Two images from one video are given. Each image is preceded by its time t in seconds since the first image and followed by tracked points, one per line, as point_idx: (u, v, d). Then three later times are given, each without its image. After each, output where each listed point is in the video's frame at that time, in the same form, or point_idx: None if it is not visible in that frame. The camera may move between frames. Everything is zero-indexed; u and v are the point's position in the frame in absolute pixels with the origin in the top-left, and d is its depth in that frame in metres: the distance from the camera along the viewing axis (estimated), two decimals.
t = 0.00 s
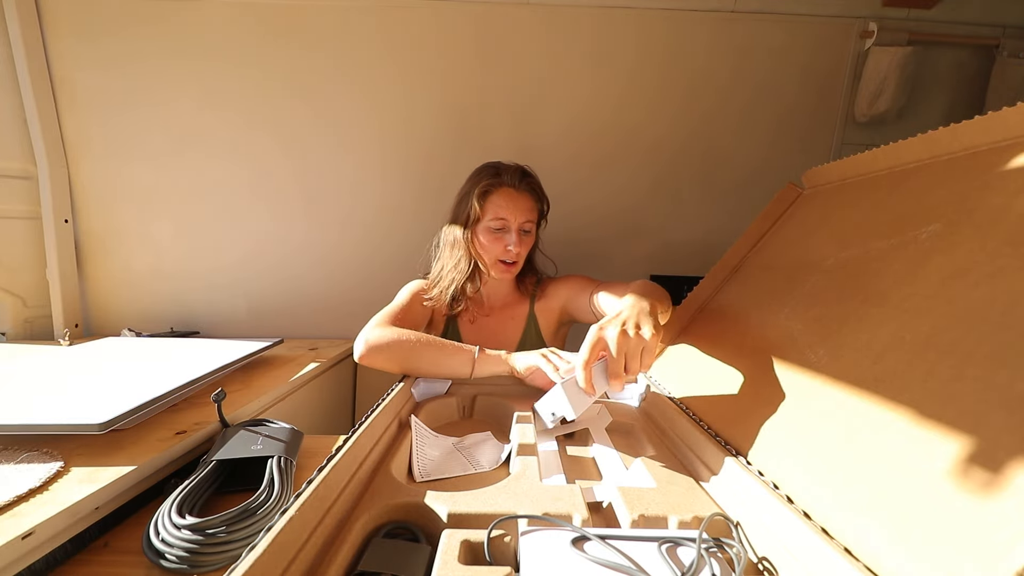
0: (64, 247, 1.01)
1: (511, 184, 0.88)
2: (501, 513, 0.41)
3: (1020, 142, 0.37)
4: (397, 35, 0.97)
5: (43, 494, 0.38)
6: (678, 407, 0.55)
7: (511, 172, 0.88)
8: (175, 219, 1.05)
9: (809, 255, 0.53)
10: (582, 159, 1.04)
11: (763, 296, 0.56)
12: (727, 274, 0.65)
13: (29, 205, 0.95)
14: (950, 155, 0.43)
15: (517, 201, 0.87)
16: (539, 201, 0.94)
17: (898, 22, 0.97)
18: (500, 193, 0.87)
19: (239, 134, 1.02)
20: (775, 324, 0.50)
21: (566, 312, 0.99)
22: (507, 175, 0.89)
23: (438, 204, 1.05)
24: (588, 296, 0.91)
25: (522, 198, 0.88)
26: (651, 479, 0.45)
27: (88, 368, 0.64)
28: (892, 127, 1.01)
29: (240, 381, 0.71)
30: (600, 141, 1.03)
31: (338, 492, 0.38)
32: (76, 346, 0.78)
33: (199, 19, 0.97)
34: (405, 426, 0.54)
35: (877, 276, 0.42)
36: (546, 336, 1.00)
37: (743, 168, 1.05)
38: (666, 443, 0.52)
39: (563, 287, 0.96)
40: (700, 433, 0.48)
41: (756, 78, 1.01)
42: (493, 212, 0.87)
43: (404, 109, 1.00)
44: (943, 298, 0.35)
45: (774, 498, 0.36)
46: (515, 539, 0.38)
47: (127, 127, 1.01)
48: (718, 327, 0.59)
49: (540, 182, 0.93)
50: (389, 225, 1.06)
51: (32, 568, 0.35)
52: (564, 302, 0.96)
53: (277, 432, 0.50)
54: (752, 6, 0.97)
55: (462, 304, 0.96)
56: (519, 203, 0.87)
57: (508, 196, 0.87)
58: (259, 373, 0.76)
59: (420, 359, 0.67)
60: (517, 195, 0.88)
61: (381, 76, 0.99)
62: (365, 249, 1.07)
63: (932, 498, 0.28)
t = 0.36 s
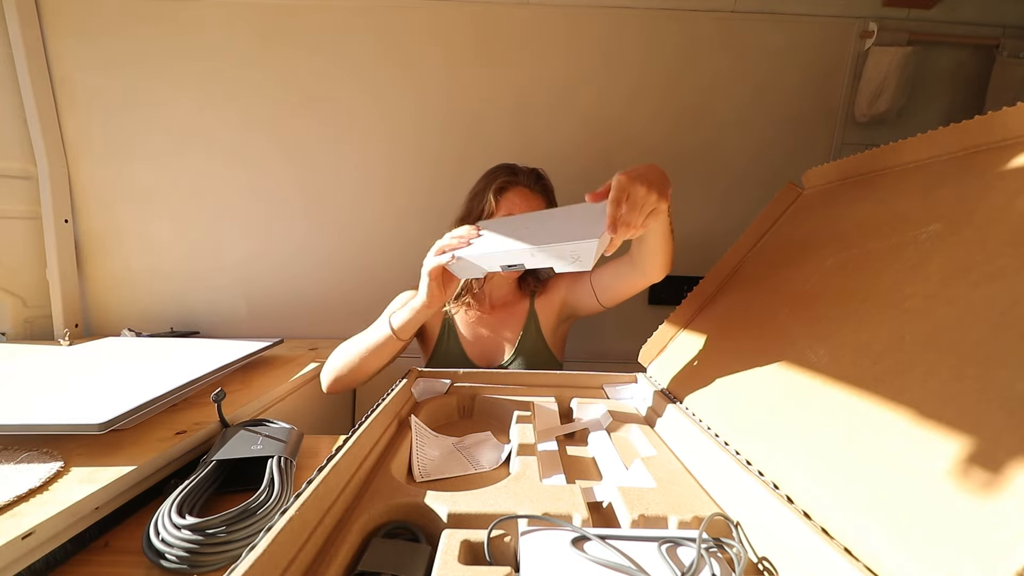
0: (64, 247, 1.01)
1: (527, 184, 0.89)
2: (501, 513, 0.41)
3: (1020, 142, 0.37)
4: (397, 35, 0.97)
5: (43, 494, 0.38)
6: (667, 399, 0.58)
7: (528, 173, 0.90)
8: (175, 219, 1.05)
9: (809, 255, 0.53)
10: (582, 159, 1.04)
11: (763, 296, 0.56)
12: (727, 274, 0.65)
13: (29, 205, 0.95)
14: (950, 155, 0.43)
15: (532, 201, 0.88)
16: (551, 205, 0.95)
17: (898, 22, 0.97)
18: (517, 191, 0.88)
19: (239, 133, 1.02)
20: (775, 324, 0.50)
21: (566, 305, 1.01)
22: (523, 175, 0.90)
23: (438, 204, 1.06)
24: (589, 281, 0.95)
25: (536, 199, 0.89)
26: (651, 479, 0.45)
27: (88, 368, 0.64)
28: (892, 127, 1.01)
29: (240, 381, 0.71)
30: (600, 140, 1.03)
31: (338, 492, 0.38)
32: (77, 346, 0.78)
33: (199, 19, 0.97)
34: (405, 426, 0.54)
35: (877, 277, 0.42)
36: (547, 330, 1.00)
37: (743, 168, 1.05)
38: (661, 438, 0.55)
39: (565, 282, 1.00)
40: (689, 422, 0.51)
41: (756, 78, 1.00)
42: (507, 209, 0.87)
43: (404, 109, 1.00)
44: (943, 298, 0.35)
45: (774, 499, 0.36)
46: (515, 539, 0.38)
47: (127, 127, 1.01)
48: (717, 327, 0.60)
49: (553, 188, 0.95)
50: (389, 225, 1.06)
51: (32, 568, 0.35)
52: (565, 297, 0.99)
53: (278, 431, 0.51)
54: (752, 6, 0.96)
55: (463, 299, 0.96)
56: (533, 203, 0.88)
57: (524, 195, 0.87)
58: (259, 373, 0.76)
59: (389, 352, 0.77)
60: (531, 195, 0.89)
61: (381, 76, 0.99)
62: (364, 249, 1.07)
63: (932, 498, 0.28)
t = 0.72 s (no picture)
0: (64, 247, 1.01)
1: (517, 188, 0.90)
2: (502, 513, 0.41)
3: (1020, 142, 0.37)
4: (397, 35, 0.97)
5: (42, 494, 0.38)
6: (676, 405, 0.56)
7: (518, 176, 0.90)
8: (175, 219, 1.05)
9: (810, 255, 0.53)
10: (582, 159, 1.04)
11: (763, 296, 0.56)
12: (727, 274, 0.65)
13: (29, 205, 0.95)
14: (950, 155, 0.43)
15: (520, 204, 0.89)
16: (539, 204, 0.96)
17: (898, 22, 0.97)
18: (505, 194, 0.88)
19: (239, 134, 1.01)
20: (775, 324, 0.50)
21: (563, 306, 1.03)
22: (512, 177, 0.90)
23: (438, 204, 1.06)
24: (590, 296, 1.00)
25: (526, 202, 0.90)
26: (651, 479, 0.45)
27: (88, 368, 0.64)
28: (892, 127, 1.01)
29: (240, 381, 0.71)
30: (600, 141, 1.03)
31: (338, 492, 0.38)
32: (77, 346, 0.78)
33: (200, 19, 0.97)
34: (405, 426, 0.54)
35: (877, 277, 0.42)
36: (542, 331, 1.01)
37: (743, 168, 1.05)
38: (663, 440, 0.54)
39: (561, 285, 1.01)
40: (690, 422, 0.51)
41: (756, 78, 1.00)
42: (498, 213, 0.88)
43: (405, 109, 1.00)
44: (943, 298, 0.35)
45: (774, 498, 0.36)
46: (515, 539, 0.38)
47: (127, 127, 1.01)
48: (718, 328, 0.60)
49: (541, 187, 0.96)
50: (389, 226, 1.06)
51: (31, 569, 0.35)
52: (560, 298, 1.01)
53: (279, 431, 0.51)
54: (752, 6, 0.96)
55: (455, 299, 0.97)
56: (523, 207, 0.89)
57: (514, 199, 0.88)
58: (259, 373, 0.76)
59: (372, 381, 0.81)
60: (522, 199, 0.90)
61: (381, 76, 0.99)
62: (365, 249, 1.07)
63: (932, 498, 0.28)
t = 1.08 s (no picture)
0: (64, 247, 1.01)
1: (494, 183, 0.90)
2: (502, 513, 0.41)
3: (1020, 142, 0.37)
4: (397, 35, 0.97)
5: (42, 494, 0.38)
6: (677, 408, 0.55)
7: (495, 171, 0.90)
8: (175, 219, 1.05)
9: (809, 255, 0.53)
10: (582, 159, 1.04)
11: (763, 296, 0.56)
12: (727, 274, 0.65)
13: (29, 205, 0.95)
14: (951, 155, 0.43)
15: (500, 200, 0.89)
16: (527, 199, 0.95)
17: (898, 22, 0.97)
18: (484, 192, 0.88)
19: (239, 133, 1.01)
20: (775, 324, 0.50)
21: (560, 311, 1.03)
22: (491, 174, 0.91)
23: (438, 204, 1.06)
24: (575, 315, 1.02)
25: (505, 196, 0.89)
26: (651, 479, 0.45)
27: (88, 368, 0.64)
28: (891, 127, 1.01)
29: (240, 381, 0.71)
30: (600, 140, 1.03)
31: (338, 492, 0.38)
32: (77, 346, 0.78)
33: (200, 19, 0.97)
34: (405, 426, 0.54)
35: (877, 277, 0.42)
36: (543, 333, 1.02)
37: (743, 168, 1.05)
38: (662, 439, 0.54)
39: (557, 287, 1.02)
40: (690, 422, 0.51)
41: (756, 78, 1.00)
42: (476, 211, 0.89)
43: (405, 109, 1.00)
44: (943, 298, 0.35)
45: (774, 498, 0.36)
46: (515, 539, 0.38)
47: (127, 127, 1.01)
48: (717, 327, 0.60)
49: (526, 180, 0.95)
50: (388, 226, 1.06)
51: (31, 569, 0.35)
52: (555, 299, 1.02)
53: (281, 431, 0.51)
54: (752, 6, 0.96)
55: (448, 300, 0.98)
56: (501, 201, 0.89)
57: (491, 195, 0.88)
58: (259, 373, 0.76)
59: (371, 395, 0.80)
60: (501, 194, 0.89)
61: (381, 76, 0.99)
62: (365, 249, 1.07)
63: (932, 498, 0.28)
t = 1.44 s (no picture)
0: (64, 247, 1.01)
1: (483, 178, 0.91)
2: (502, 513, 0.41)
3: (1020, 142, 0.37)
4: (397, 35, 0.97)
5: (43, 494, 0.38)
6: (660, 391, 0.61)
7: (482, 167, 0.92)
8: (175, 219, 1.05)
9: (810, 255, 0.53)
10: (582, 159, 1.04)
11: (763, 296, 0.56)
12: (727, 274, 0.65)
13: (29, 205, 0.95)
14: (951, 155, 0.43)
15: (491, 191, 0.89)
16: (523, 191, 0.96)
17: (898, 22, 0.97)
18: (475, 187, 0.90)
19: (239, 133, 1.01)
20: (775, 325, 0.50)
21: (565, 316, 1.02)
22: (479, 170, 0.92)
23: (438, 204, 1.06)
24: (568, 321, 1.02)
25: (496, 189, 0.90)
26: (651, 479, 0.45)
27: (88, 368, 0.64)
28: (891, 127, 1.01)
29: (240, 381, 0.71)
30: (600, 140, 1.03)
31: (338, 492, 0.38)
32: (77, 346, 0.78)
33: (200, 19, 0.97)
34: (405, 426, 0.54)
35: (877, 277, 0.42)
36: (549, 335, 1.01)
37: (743, 168, 1.05)
38: (662, 438, 0.54)
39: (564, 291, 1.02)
40: (690, 422, 0.51)
41: (756, 78, 1.00)
42: (470, 206, 0.91)
43: (405, 108, 1.00)
44: (943, 298, 0.35)
45: (774, 499, 0.36)
46: (515, 539, 0.38)
47: (127, 127, 1.01)
48: (718, 328, 0.59)
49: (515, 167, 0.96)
50: (388, 225, 1.06)
51: (32, 568, 0.35)
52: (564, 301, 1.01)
53: (280, 431, 0.51)
54: (752, 6, 0.96)
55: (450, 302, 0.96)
56: (492, 193, 0.89)
57: (481, 189, 0.90)
58: (258, 373, 0.76)
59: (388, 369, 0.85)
60: (492, 187, 0.90)
61: (381, 76, 0.99)
62: (364, 249, 1.07)
63: (932, 498, 0.28)
